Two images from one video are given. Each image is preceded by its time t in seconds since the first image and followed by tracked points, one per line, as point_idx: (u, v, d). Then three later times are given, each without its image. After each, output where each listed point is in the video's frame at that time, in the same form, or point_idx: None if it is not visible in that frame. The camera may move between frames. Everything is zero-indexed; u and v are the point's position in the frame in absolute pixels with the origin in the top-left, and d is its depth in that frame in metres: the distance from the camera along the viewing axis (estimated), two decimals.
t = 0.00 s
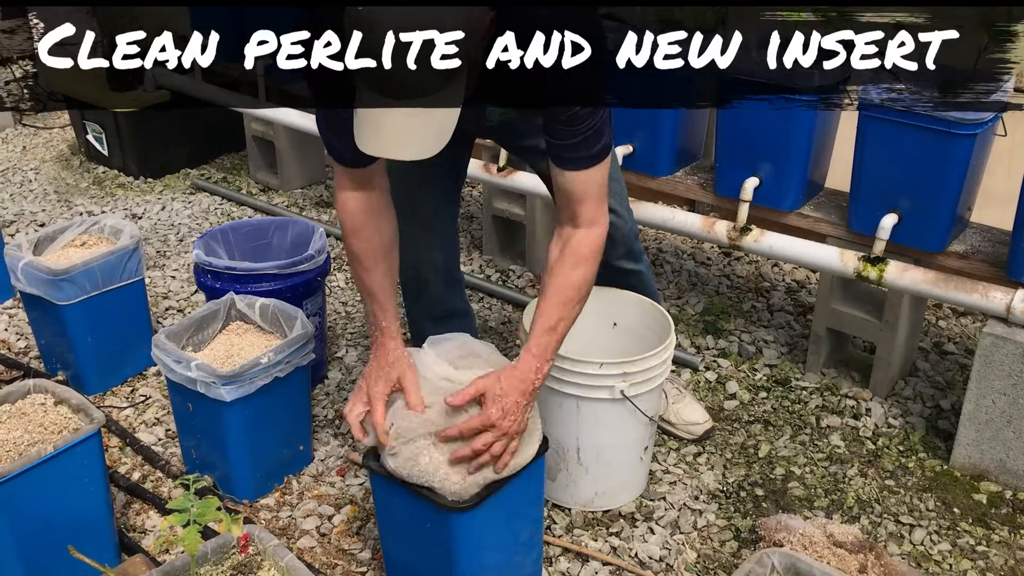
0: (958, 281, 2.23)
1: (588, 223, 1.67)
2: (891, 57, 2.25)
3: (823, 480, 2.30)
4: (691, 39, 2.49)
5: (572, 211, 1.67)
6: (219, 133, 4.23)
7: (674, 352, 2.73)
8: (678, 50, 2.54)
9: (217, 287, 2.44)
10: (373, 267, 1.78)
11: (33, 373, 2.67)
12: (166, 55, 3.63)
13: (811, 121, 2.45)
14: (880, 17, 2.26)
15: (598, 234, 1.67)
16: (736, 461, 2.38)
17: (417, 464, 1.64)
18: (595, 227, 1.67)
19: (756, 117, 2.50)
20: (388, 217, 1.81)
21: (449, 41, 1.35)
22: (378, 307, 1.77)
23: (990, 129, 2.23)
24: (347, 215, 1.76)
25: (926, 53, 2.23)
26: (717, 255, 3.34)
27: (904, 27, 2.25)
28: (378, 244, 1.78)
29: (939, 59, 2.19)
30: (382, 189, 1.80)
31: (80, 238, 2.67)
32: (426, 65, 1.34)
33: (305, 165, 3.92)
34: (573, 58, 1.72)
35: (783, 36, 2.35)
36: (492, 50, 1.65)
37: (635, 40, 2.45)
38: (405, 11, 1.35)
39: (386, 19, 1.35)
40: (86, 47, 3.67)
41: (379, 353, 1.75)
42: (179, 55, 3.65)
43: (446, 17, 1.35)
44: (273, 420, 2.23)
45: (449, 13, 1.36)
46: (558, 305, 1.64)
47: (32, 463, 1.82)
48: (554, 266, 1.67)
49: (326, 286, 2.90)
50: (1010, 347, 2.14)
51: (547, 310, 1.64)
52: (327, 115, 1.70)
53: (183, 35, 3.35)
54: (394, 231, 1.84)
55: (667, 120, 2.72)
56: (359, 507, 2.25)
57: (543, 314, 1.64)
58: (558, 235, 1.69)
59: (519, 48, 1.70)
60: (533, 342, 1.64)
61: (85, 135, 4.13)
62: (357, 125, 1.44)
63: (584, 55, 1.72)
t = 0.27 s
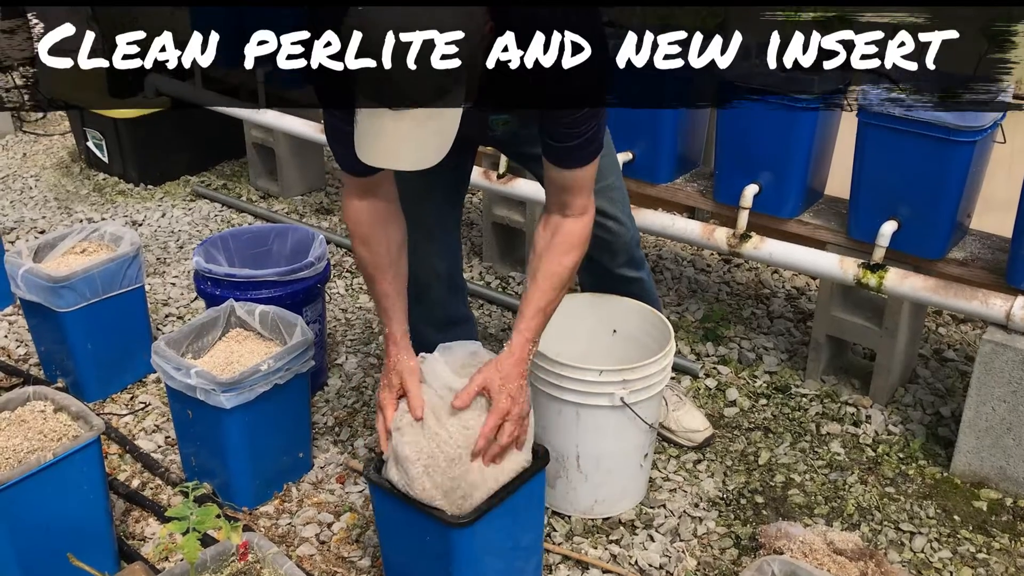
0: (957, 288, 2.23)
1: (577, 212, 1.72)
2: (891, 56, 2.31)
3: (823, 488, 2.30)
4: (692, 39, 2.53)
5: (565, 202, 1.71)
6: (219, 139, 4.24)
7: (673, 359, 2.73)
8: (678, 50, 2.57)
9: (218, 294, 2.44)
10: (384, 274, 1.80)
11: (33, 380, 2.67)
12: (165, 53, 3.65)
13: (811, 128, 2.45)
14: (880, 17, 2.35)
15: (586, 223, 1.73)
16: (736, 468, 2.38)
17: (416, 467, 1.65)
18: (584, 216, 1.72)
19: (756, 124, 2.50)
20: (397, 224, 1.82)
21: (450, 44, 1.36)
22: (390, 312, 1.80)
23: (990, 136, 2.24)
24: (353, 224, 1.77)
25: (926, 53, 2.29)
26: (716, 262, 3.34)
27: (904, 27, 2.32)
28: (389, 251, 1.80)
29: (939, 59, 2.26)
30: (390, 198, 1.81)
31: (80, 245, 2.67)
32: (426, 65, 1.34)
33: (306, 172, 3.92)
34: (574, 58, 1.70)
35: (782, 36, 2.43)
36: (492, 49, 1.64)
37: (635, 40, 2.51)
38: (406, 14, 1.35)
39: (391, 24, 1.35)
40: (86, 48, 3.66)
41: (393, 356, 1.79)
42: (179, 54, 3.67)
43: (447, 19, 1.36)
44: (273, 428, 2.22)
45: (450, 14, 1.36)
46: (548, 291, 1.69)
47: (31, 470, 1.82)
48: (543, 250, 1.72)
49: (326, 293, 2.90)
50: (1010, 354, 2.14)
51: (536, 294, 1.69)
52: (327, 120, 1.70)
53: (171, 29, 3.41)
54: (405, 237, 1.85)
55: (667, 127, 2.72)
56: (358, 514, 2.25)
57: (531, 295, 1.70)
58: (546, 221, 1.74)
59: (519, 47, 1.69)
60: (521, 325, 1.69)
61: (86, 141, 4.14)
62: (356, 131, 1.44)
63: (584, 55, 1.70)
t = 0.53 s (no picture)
0: (954, 293, 2.23)
1: (578, 236, 1.67)
2: (890, 57, 2.24)
3: (821, 493, 2.30)
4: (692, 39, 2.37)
5: (567, 223, 1.67)
6: (217, 145, 4.24)
7: (671, 364, 2.73)
8: (679, 49, 2.41)
9: (216, 300, 2.45)
10: (382, 291, 1.76)
11: (31, 386, 2.67)
12: (165, 56, 3.55)
13: (808, 134, 2.45)
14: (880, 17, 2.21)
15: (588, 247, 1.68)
16: (734, 474, 2.38)
17: (415, 465, 1.66)
18: (585, 240, 1.67)
19: (753, 130, 2.51)
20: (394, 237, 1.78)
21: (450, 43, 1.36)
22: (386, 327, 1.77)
23: (986, 142, 2.24)
24: (351, 239, 1.73)
25: (926, 53, 2.19)
26: (714, 267, 3.35)
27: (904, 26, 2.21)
28: (386, 267, 1.77)
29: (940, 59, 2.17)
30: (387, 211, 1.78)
31: (78, 251, 2.68)
32: (425, 65, 1.35)
33: (304, 177, 3.93)
34: (574, 57, 1.74)
35: (783, 36, 2.34)
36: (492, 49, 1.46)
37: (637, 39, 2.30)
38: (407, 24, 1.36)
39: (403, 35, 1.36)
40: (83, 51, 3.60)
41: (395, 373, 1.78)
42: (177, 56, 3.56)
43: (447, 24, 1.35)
44: (271, 434, 2.23)
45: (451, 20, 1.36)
46: (544, 318, 1.66)
47: (29, 476, 1.82)
48: (542, 275, 1.67)
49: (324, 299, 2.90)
50: (1006, 359, 2.14)
51: (534, 323, 1.67)
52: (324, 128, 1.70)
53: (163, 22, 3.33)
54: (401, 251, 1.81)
55: (664, 133, 2.73)
56: (357, 520, 2.25)
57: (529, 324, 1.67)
58: (549, 243, 1.69)
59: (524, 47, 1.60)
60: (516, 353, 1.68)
61: (85, 147, 4.14)
62: (382, 141, 1.48)
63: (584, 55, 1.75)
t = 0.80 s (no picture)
0: (952, 297, 2.24)
1: (573, 216, 1.80)
2: (891, 57, 2.37)
3: (819, 497, 2.30)
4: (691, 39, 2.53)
5: (562, 207, 1.79)
6: (215, 150, 4.24)
7: (669, 369, 2.73)
8: (678, 50, 2.54)
9: (213, 304, 2.45)
10: (392, 328, 1.79)
11: (28, 391, 2.66)
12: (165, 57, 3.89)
13: (805, 140, 2.46)
14: (880, 17, 2.40)
15: (580, 227, 1.81)
16: (732, 478, 2.38)
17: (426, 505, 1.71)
18: (579, 220, 1.81)
19: (751, 135, 2.51)
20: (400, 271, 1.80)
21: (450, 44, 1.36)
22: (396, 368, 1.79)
23: (984, 146, 2.25)
24: (358, 272, 1.73)
25: (925, 53, 2.34)
26: (712, 271, 3.35)
27: (904, 27, 2.38)
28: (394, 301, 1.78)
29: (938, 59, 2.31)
30: (392, 244, 1.78)
31: (77, 255, 2.68)
32: (425, 65, 1.35)
33: (302, 182, 3.93)
34: (573, 58, 1.72)
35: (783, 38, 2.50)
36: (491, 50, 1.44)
37: (635, 40, 2.54)
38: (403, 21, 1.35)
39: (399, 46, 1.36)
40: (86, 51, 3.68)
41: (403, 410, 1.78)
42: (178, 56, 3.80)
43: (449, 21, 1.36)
44: (269, 437, 2.22)
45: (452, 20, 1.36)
46: (535, 289, 1.79)
47: (27, 480, 1.82)
48: (538, 247, 1.81)
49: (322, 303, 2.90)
50: (1004, 363, 2.15)
51: (527, 289, 1.79)
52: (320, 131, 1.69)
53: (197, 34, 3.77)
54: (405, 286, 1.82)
55: (663, 138, 2.73)
56: (354, 524, 2.24)
57: (522, 289, 1.80)
58: (543, 220, 1.82)
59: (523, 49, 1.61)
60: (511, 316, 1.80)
61: (83, 152, 4.14)
62: (377, 159, 1.48)
63: (583, 55, 1.73)
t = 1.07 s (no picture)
0: (950, 301, 2.24)
1: (554, 256, 1.78)
2: (891, 57, 2.32)
3: (817, 501, 2.30)
4: (691, 39, 2.46)
5: (547, 245, 1.78)
6: (214, 153, 4.24)
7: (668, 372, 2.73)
8: (678, 50, 2.51)
9: (212, 307, 2.45)
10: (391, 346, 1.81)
11: (26, 394, 2.66)
12: (165, 56, 3.61)
13: (804, 144, 2.46)
14: (880, 17, 2.29)
15: (562, 268, 1.79)
16: (731, 482, 2.38)
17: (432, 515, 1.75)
18: (561, 261, 1.79)
19: (750, 139, 2.51)
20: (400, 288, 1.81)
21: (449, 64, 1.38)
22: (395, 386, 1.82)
23: (982, 150, 2.25)
24: (360, 294, 1.74)
25: (926, 53, 2.30)
26: (710, 275, 3.35)
27: (904, 26, 2.29)
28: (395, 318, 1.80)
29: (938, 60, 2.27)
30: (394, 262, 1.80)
31: (75, 258, 2.68)
32: (425, 65, 1.36)
33: (301, 185, 3.93)
34: (573, 58, 1.77)
35: (782, 36, 2.47)
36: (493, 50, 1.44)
37: (635, 39, 2.42)
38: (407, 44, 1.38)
39: (399, 91, 1.37)
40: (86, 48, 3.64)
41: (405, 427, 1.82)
42: (178, 56, 3.67)
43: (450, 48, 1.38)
44: (267, 441, 2.22)
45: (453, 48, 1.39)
46: (515, 332, 1.82)
47: (24, 484, 1.82)
48: (517, 291, 1.80)
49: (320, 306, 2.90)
50: (1002, 368, 2.15)
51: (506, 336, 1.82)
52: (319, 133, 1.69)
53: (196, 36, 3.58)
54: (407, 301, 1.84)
55: (661, 142, 2.73)
56: (353, 528, 2.24)
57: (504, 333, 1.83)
58: (521, 259, 1.81)
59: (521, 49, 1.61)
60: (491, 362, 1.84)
61: (81, 154, 4.14)
62: (382, 196, 1.50)
63: (584, 55, 1.78)
